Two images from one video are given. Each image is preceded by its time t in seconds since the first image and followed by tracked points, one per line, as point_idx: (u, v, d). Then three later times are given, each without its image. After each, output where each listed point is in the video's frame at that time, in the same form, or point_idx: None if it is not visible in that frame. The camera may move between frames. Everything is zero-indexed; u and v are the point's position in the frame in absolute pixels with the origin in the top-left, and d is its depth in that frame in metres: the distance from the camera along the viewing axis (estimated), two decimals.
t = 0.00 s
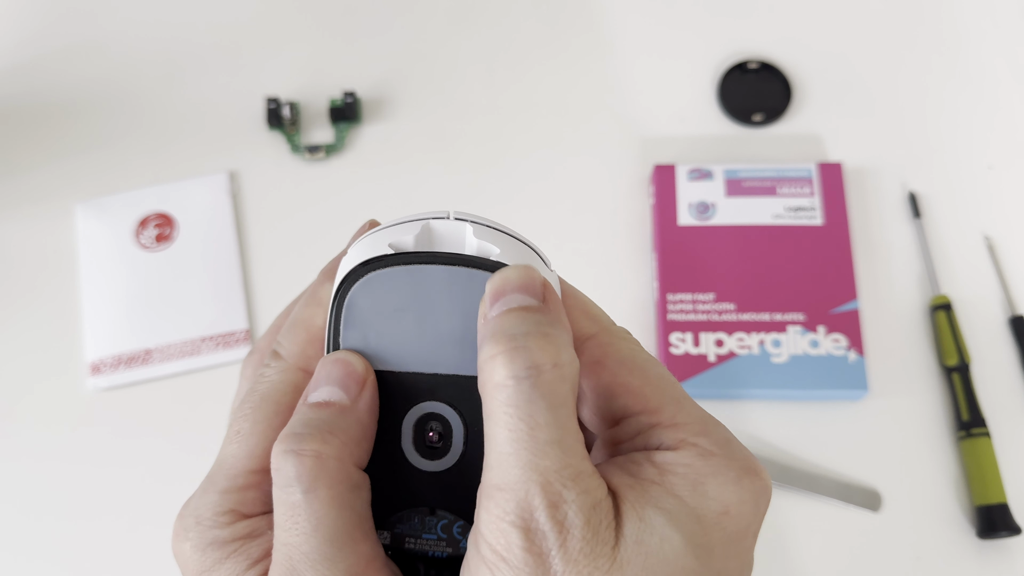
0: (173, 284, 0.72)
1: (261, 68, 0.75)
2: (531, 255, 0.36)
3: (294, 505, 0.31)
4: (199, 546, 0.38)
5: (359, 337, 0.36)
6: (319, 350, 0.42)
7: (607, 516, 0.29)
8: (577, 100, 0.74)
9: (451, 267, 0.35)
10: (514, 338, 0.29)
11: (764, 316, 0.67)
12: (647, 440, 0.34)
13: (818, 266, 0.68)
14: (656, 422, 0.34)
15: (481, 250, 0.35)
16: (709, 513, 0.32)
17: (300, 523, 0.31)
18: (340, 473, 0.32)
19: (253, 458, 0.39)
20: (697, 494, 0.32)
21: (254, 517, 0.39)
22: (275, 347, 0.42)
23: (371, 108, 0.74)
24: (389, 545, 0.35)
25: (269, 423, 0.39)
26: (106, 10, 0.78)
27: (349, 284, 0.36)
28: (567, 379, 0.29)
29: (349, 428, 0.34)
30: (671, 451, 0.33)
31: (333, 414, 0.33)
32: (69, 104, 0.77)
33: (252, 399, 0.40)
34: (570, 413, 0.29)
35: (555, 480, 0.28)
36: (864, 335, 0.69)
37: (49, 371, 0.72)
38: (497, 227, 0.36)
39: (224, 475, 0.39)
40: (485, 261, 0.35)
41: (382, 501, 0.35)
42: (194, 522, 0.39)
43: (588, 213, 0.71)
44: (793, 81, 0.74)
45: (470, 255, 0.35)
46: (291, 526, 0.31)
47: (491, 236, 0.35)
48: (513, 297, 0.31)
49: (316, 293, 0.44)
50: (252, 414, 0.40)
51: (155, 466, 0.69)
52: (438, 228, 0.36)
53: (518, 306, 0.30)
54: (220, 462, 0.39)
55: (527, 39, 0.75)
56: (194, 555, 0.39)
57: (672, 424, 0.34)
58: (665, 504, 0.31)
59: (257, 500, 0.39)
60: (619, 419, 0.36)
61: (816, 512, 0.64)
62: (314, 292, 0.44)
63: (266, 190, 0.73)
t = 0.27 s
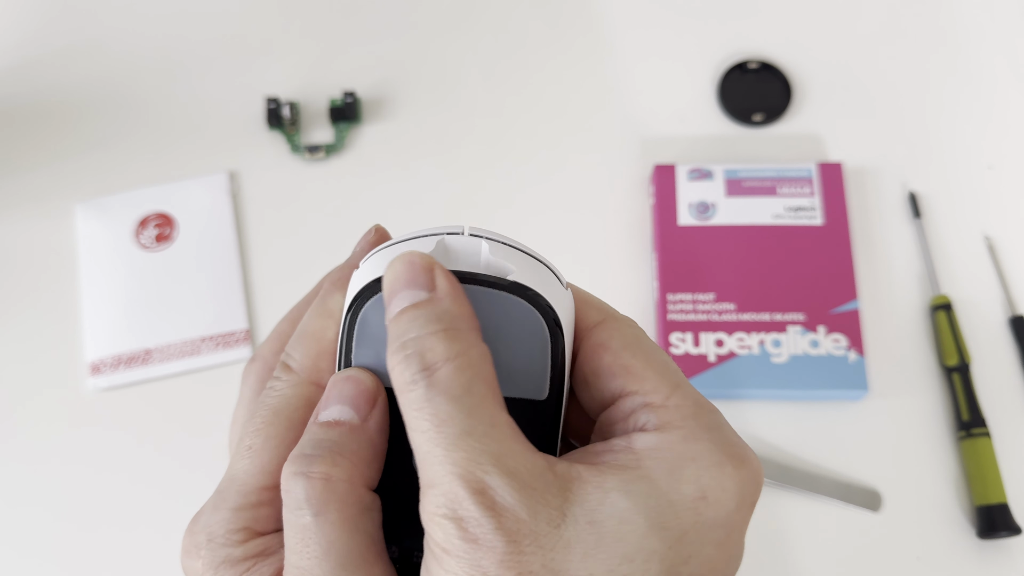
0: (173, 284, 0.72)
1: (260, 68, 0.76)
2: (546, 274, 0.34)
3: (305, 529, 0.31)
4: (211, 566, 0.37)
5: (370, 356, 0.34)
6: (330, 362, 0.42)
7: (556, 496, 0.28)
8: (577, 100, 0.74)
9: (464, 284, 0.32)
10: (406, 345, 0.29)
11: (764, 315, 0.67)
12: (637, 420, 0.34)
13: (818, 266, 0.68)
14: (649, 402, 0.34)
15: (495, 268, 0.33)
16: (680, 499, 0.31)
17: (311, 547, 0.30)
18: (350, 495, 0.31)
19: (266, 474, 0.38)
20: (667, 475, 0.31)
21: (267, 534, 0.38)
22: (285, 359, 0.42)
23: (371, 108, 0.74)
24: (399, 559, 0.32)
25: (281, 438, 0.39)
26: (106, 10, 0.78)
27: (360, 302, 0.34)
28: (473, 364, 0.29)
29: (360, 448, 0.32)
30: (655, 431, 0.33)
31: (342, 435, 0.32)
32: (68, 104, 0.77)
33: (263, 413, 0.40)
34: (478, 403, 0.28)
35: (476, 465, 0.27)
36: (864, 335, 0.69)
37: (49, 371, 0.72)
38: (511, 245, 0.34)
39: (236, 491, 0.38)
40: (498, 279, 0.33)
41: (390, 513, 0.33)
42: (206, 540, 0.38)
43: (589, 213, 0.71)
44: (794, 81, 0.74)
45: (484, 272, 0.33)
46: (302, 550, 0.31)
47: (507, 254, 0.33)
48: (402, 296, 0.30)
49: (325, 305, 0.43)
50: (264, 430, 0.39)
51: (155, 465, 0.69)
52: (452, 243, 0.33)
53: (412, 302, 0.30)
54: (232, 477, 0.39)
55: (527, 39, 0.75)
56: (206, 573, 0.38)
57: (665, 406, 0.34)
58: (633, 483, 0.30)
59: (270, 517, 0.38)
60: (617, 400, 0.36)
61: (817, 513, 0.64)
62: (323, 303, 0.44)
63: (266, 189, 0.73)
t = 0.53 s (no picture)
0: (173, 284, 0.72)
1: (261, 68, 0.76)
2: (535, 265, 0.33)
3: (230, 535, 0.30)
4: (190, 552, 0.38)
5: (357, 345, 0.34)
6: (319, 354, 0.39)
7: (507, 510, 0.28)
8: (577, 100, 0.74)
9: (451, 276, 0.32)
10: (332, 399, 0.30)
11: (764, 315, 0.67)
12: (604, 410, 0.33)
13: (817, 266, 0.68)
14: (618, 387, 0.33)
15: (481, 259, 0.32)
16: (638, 494, 0.29)
17: (239, 552, 0.30)
18: (273, 497, 0.31)
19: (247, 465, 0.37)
20: (624, 468, 0.30)
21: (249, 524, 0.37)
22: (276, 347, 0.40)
23: (371, 108, 0.74)
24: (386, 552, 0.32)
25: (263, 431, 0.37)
26: (106, 11, 0.78)
27: (347, 291, 0.34)
28: (399, 400, 0.29)
29: (278, 446, 0.33)
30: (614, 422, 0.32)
31: (260, 435, 0.33)
32: (69, 104, 0.77)
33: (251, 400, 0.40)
34: (409, 433, 0.28)
35: (421, 488, 0.27)
36: (865, 335, 0.69)
37: (49, 371, 0.72)
38: (498, 235, 0.33)
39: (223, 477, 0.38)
40: (485, 271, 0.32)
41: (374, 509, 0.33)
42: (190, 525, 0.39)
43: (588, 213, 0.71)
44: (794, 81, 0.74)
45: (469, 265, 0.32)
46: (232, 558, 0.30)
47: (493, 244, 0.33)
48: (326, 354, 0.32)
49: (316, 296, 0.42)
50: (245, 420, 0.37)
51: (155, 465, 0.69)
52: (438, 235, 0.33)
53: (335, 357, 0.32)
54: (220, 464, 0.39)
55: (527, 39, 0.75)
56: (188, 560, 0.38)
57: (630, 395, 0.33)
58: (585, 482, 0.29)
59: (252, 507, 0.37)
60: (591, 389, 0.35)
61: (817, 513, 0.64)
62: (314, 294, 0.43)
63: (266, 189, 0.73)
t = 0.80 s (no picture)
0: (173, 284, 0.72)
1: (261, 68, 0.76)
2: (521, 263, 0.37)
3: (229, 520, 0.31)
4: (183, 542, 0.39)
5: (349, 335, 0.36)
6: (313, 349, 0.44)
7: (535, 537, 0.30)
8: (577, 100, 0.74)
9: (444, 270, 0.35)
10: (385, 417, 0.31)
11: (764, 315, 0.67)
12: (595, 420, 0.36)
13: (817, 266, 0.68)
14: (605, 399, 0.36)
15: (472, 255, 0.36)
16: (648, 506, 0.32)
17: (237, 538, 0.30)
18: (274, 485, 0.32)
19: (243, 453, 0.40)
20: (634, 484, 0.32)
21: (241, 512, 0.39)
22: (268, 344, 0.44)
23: (371, 108, 0.74)
24: (375, 546, 0.34)
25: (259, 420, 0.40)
26: (107, 11, 0.78)
27: (342, 285, 0.36)
28: (443, 433, 0.31)
29: (277, 434, 0.34)
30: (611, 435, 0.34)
31: (259, 422, 0.34)
32: (70, 104, 0.77)
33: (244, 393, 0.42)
34: (454, 460, 0.30)
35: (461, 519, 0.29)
36: (865, 335, 0.69)
37: (50, 372, 0.72)
38: (486, 234, 0.36)
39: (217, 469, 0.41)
40: (476, 265, 0.35)
41: (368, 502, 0.35)
42: (183, 515, 0.40)
43: (588, 213, 0.71)
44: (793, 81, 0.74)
45: (461, 260, 0.35)
46: (228, 543, 0.31)
47: (482, 242, 0.36)
48: (373, 377, 0.32)
49: (309, 294, 0.45)
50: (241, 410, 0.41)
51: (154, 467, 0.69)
52: (430, 233, 0.36)
53: (383, 381, 0.32)
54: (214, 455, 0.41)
55: (527, 39, 0.75)
56: (179, 551, 0.39)
57: (619, 405, 0.35)
58: (598, 504, 0.31)
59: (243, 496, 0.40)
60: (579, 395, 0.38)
61: (816, 513, 0.64)
62: (307, 293, 0.46)
63: (266, 189, 0.73)
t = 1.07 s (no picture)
0: (173, 284, 0.72)
1: (261, 69, 0.76)
2: (507, 254, 0.37)
3: (247, 490, 0.32)
4: (165, 532, 0.39)
5: (336, 324, 0.37)
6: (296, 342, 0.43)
7: (589, 560, 0.32)
8: (576, 100, 0.74)
9: (431, 261, 0.36)
10: (479, 413, 0.31)
11: (763, 315, 0.67)
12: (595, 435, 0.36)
13: (817, 266, 0.68)
14: (603, 417, 0.36)
15: (458, 246, 0.36)
16: (668, 523, 0.33)
17: (253, 509, 0.32)
18: (297, 460, 0.33)
19: (226, 444, 0.40)
20: (653, 506, 0.34)
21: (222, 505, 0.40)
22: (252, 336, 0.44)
23: (371, 109, 0.75)
24: (359, 538, 0.35)
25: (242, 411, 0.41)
26: (108, 11, 0.78)
27: (328, 275, 0.37)
28: (532, 441, 0.32)
29: (303, 411, 0.34)
30: (618, 454, 0.35)
31: (285, 398, 0.34)
32: (71, 104, 0.77)
33: (227, 385, 0.42)
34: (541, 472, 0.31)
35: (542, 542, 0.30)
36: (864, 335, 0.69)
37: (50, 372, 0.72)
38: (471, 224, 0.37)
39: (197, 461, 0.40)
40: (461, 256, 0.36)
41: (352, 496, 0.36)
42: (164, 506, 0.40)
43: (587, 213, 0.71)
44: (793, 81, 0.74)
45: (447, 250, 0.36)
46: (243, 511, 0.32)
47: (468, 233, 0.37)
48: (461, 372, 0.33)
49: (292, 286, 0.45)
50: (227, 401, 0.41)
51: (154, 467, 0.69)
52: (416, 224, 0.37)
53: (468, 381, 0.33)
54: (194, 448, 0.41)
55: (527, 40, 0.75)
56: (162, 539, 0.39)
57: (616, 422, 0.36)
58: (624, 527, 0.33)
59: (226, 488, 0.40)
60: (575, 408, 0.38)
61: (816, 513, 0.64)
62: (290, 285, 0.46)
63: (266, 189, 0.73)
